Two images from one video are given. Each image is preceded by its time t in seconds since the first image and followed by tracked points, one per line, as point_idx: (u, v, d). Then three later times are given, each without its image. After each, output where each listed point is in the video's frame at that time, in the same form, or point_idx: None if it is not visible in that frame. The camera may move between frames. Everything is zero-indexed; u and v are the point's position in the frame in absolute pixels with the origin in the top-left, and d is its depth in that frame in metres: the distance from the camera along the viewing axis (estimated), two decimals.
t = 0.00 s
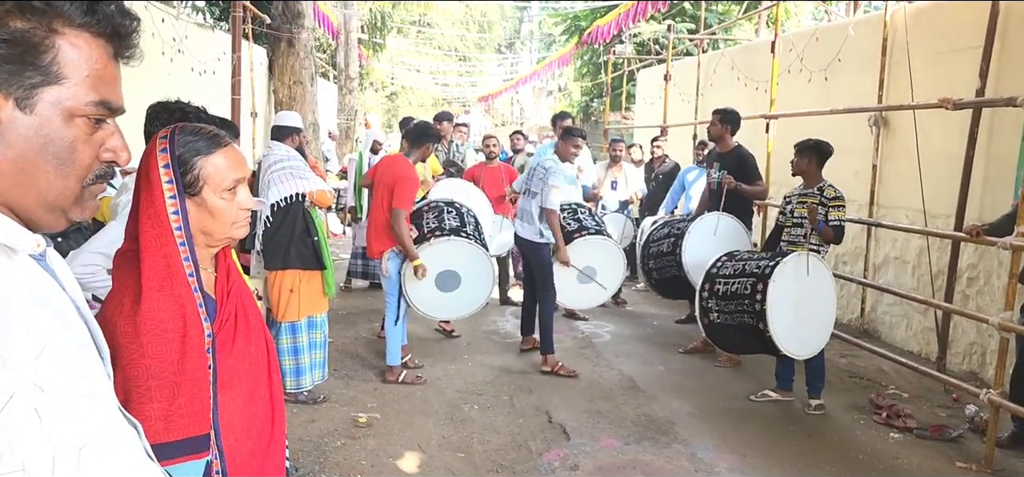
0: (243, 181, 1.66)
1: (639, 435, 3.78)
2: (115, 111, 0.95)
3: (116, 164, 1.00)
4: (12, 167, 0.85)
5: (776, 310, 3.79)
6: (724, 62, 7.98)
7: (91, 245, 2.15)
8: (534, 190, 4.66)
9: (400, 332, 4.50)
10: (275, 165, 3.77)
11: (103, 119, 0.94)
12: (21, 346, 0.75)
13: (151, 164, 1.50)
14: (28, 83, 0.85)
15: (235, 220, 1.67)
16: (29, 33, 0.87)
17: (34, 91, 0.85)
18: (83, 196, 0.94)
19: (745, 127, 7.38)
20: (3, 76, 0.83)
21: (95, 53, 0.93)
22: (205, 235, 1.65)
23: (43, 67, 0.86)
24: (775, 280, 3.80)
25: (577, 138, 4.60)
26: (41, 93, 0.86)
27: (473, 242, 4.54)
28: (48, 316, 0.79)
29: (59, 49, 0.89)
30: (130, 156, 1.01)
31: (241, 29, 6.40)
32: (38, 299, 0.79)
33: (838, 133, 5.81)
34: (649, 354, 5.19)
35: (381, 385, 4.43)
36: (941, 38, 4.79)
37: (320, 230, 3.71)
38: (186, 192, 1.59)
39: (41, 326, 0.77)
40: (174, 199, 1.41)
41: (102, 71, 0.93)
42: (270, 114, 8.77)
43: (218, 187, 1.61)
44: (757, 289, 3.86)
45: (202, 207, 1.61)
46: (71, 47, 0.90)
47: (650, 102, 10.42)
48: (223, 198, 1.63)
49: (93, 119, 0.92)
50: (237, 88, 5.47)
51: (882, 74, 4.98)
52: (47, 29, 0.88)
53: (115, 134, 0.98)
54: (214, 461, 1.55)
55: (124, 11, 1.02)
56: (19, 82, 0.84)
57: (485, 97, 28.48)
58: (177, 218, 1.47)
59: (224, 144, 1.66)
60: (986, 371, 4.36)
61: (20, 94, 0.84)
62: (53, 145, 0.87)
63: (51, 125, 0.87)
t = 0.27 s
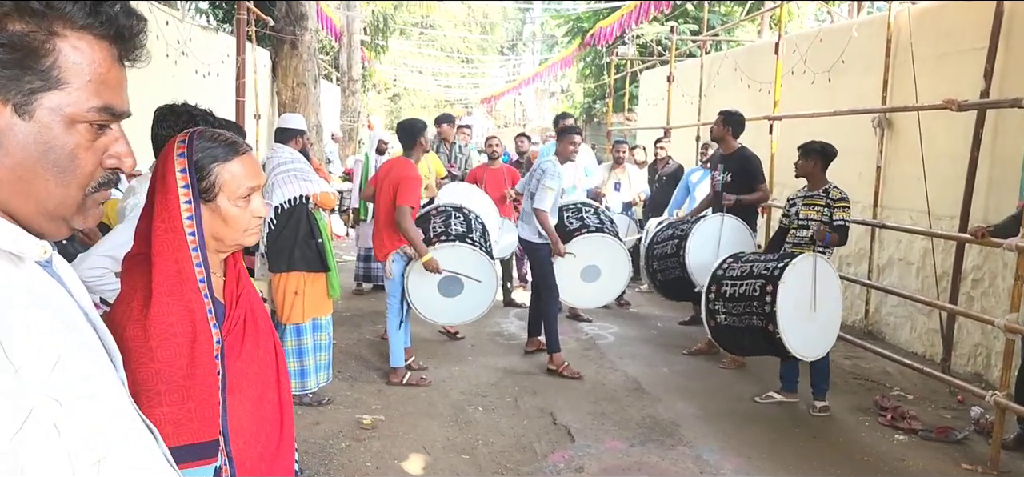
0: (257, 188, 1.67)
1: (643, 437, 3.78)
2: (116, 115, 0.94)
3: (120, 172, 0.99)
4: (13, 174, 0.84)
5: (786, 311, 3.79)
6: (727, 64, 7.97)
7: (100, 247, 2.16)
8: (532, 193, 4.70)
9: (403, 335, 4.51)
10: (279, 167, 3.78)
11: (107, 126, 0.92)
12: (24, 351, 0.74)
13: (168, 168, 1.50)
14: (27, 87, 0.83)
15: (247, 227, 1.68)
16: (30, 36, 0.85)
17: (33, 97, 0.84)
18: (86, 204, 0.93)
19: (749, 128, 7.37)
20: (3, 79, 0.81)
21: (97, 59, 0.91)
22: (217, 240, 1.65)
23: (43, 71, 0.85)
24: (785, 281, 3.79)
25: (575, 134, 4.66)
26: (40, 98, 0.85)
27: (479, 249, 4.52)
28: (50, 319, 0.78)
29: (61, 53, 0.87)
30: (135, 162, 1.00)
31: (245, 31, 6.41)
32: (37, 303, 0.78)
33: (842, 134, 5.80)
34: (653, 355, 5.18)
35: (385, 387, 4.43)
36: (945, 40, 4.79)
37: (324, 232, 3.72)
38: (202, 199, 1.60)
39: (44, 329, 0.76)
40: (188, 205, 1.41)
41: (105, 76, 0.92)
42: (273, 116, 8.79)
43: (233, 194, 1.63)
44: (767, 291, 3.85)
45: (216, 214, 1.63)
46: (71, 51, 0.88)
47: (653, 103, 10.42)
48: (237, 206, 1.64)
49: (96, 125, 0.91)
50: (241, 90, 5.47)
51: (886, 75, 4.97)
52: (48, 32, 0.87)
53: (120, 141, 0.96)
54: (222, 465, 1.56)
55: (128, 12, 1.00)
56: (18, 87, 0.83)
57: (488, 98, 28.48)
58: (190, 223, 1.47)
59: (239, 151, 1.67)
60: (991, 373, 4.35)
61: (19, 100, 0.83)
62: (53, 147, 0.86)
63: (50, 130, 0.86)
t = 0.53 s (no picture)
0: (260, 185, 1.69)
1: (647, 437, 3.78)
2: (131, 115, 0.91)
3: (136, 176, 0.97)
4: (27, 179, 0.82)
5: (789, 313, 3.80)
6: (730, 65, 7.98)
7: (105, 250, 2.17)
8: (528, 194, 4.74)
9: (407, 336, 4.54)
10: (284, 169, 3.80)
11: (123, 128, 0.91)
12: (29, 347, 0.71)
13: (171, 168, 1.52)
14: (42, 90, 0.81)
15: (253, 223, 1.69)
16: (45, 35, 0.82)
17: (48, 99, 0.82)
18: (101, 208, 0.92)
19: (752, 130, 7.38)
20: (18, 81, 0.79)
21: (113, 58, 0.88)
22: (223, 238, 1.67)
23: (58, 72, 0.83)
24: (788, 283, 3.80)
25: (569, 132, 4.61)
26: (55, 101, 0.83)
27: (485, 253, 4.54)
28: (60, 320, 0.75)
29: (76, 52, 0.85)
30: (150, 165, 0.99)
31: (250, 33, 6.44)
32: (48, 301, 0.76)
33: (845, 135, 5.81)
34: (656, 356, 5.19)
35: (389, 388, 4.45)
36: (948, 41, 4.80)
37: (329, 233, 3.73)
38: (206, 196, 1.61)
39: (53, 328, 0.74)
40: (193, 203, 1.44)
41: (123, 76, 0.90)
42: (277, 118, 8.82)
43: (236, 191, 1.64)
44: (770, 293, 3.86)
45: (221, 211, 1.64)
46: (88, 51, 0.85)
47: (656, 105, 10.43)
48: (241, 202, 1.65)
49: (113, 127, 0.89)
50: (247, 92, 5.50)
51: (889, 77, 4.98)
52: (63, 31, 0.84)
53: (134, 143, 0.95)
54: (233, 465, 1.57)
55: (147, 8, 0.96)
56: (32, 90, 0.81)
57: (490, 100, 28.52)
58: (195, 221, 1.50)
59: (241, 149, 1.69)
60: (995, 374, 4.35)
61: (33, 103, 0.81)
62: (68, 152, 0.85)
63: (66, 133, 0.84)
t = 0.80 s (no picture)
0: (265, 185, 1.71)
1: (649, 438, 3.79)
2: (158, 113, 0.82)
3: (162, 177, 0.89)
4: (49, 184, 0.75)
5: (790, 313, 3.81)
6: (733, 67, 7.99)
7: (109, 250, 2.19)
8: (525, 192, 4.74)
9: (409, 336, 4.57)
10: (288, 170, 3.83)
11: (150, 127, 0.83)
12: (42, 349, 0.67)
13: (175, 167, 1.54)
14: (68, 88, 0.73)
15: (258, 223, 1.72)
16: (69, 28, 0.73)
17: (73, 97, 0.74)
18: (126, 214, 0.84)
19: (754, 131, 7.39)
20: (41, 80, 0.71)
21: (141, 54, 0.79)
22: (228, 238, 1.70)
23: (84, 68, 0.74)
24: (790, 284, 3.81)
25: (564, 127, 4.62)
26: (81, 99, 0.75)
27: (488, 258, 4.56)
28: (73, 327, 0.71)
29: (105, 46, 0.76)
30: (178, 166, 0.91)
31: (254, 35, 6.47)
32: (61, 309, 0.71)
33: (848, 136, 5.80)
34: (659, 357, 5.20)
35: (392, 388, 4.46)
36: (951, 42, 4.80)
37: (332, 234, 3.75)
38: (211, 196, 1.64)
39: (64, 335, 0.69)
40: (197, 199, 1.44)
41: (150, 73, 0.81)
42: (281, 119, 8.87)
43: (241, 191, 1.66)
44: (772, 293, 3.87)
45: (226, 210, 1.67)
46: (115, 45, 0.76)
47: (658, 106, 10.46)
48: (246, 201, 1.68)
49: (141, 127, 0.81)
50: (251, 94, 5.53)
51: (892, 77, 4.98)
52: (90, 23, 0.74)
53: (161, 141, 0.87)
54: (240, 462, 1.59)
55: None
56: (57, 87, 0.72)
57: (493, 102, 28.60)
58: (201, 221, 1.50)
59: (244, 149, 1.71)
60: (998, 375, 4.35)
61: (58, 100, 0.73)
62: (95, 156, 0.77)
63: (92, 135, 0.76)
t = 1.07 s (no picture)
0: (271, 186, 1.72)
1: (653, 441, 3.79)
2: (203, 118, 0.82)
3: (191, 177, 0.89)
4: (100, 201, 0.75)
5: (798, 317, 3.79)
6: (737, 69, 7.98)
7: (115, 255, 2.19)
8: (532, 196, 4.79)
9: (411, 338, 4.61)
10: (293, 172, 3.82)
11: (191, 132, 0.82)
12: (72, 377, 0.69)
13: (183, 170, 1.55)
14: (122, 100, 0.73)
15: (264, 224, 1.72)
16: (124, 39, 0.72)
17: (127, 109, 0.73)
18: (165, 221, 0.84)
19: (758, 133, 7.37)
20: (97, 95, 0.71)
21: (184, 58, 0.78)
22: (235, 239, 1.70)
23: (138, 79, 0.74)
24: (797, 288, 3.79)
25: (564, 127, 4.59)
26: (133, 110, 0.74)
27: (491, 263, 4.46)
28: (106, 354, 0.73)
29: (156, 53, 0.75)
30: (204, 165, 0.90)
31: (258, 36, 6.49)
32: (97, 336, 0.73)
33: (853, 139, 5.79)
34: (663, 359, 5.19)
35: (396, 389, 4.47)
36: (956, 45, 4.79)
37: (336, 235, 3.76)
38: (219, 197, 1.65)
39: (92, 363, 0.71)
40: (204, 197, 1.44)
41: (192, 76, 0.80)
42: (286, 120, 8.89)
43: (248, 192, 1.67)
44: (779, 298, 3.84)
45: (233, 212, 1.68)
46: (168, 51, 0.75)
47: (663, 108, 10.45)
48: (253, 203, 1.68)
49: (183, 134, 0.80)
50: (256, 95, 5.55)
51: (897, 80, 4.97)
52: (145, 32, 0.73)
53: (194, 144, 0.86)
54: (245, 463, 1.60)
55: None
56: (110, 101, 0.72)
57: (497, 103, 28.62)
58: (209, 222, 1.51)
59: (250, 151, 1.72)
60: (1004, 379, 4.33)
61: (111, 115, 0.72)
62: (145, 170, 0.77)
63: (143, 148, 0.76)
